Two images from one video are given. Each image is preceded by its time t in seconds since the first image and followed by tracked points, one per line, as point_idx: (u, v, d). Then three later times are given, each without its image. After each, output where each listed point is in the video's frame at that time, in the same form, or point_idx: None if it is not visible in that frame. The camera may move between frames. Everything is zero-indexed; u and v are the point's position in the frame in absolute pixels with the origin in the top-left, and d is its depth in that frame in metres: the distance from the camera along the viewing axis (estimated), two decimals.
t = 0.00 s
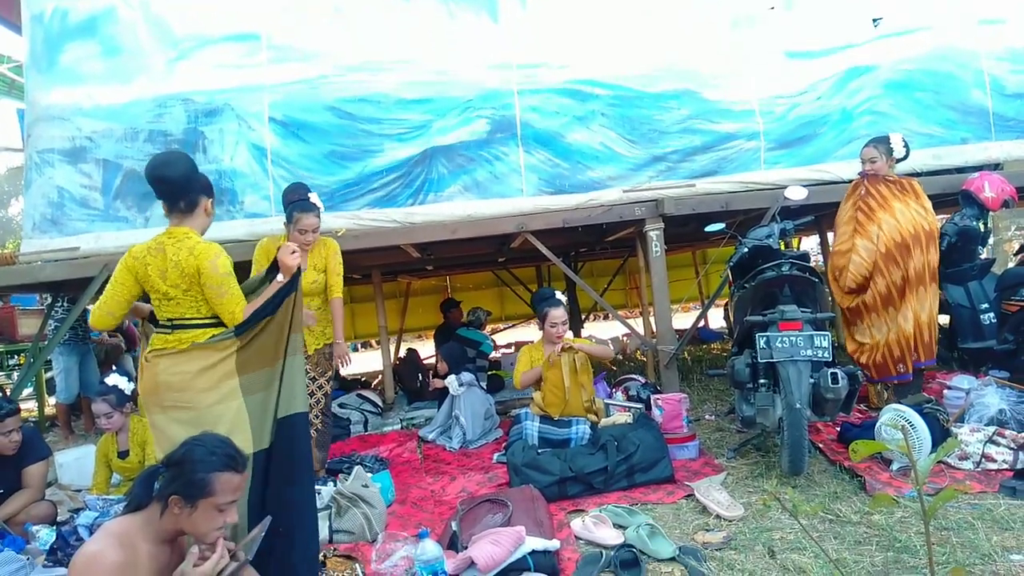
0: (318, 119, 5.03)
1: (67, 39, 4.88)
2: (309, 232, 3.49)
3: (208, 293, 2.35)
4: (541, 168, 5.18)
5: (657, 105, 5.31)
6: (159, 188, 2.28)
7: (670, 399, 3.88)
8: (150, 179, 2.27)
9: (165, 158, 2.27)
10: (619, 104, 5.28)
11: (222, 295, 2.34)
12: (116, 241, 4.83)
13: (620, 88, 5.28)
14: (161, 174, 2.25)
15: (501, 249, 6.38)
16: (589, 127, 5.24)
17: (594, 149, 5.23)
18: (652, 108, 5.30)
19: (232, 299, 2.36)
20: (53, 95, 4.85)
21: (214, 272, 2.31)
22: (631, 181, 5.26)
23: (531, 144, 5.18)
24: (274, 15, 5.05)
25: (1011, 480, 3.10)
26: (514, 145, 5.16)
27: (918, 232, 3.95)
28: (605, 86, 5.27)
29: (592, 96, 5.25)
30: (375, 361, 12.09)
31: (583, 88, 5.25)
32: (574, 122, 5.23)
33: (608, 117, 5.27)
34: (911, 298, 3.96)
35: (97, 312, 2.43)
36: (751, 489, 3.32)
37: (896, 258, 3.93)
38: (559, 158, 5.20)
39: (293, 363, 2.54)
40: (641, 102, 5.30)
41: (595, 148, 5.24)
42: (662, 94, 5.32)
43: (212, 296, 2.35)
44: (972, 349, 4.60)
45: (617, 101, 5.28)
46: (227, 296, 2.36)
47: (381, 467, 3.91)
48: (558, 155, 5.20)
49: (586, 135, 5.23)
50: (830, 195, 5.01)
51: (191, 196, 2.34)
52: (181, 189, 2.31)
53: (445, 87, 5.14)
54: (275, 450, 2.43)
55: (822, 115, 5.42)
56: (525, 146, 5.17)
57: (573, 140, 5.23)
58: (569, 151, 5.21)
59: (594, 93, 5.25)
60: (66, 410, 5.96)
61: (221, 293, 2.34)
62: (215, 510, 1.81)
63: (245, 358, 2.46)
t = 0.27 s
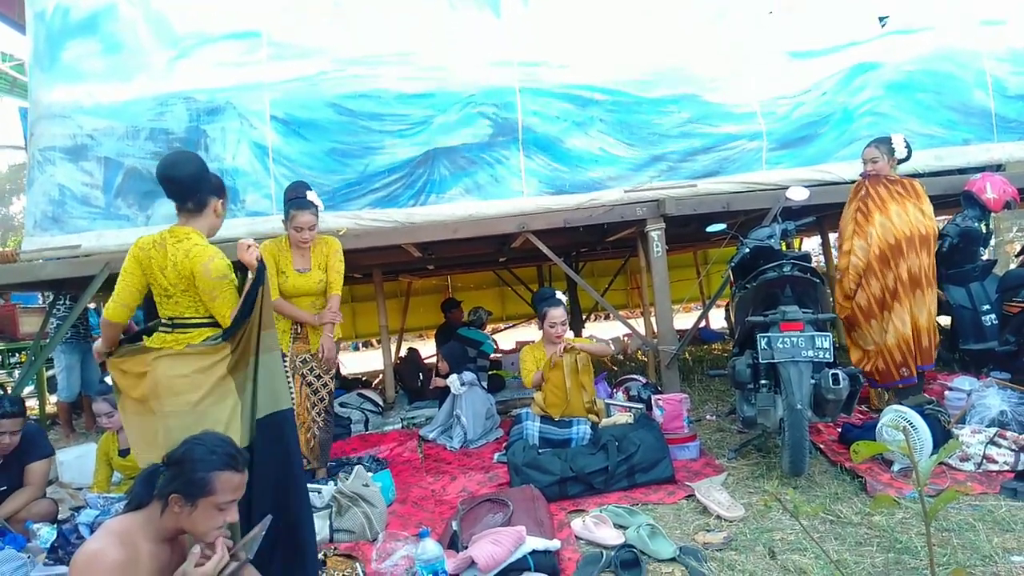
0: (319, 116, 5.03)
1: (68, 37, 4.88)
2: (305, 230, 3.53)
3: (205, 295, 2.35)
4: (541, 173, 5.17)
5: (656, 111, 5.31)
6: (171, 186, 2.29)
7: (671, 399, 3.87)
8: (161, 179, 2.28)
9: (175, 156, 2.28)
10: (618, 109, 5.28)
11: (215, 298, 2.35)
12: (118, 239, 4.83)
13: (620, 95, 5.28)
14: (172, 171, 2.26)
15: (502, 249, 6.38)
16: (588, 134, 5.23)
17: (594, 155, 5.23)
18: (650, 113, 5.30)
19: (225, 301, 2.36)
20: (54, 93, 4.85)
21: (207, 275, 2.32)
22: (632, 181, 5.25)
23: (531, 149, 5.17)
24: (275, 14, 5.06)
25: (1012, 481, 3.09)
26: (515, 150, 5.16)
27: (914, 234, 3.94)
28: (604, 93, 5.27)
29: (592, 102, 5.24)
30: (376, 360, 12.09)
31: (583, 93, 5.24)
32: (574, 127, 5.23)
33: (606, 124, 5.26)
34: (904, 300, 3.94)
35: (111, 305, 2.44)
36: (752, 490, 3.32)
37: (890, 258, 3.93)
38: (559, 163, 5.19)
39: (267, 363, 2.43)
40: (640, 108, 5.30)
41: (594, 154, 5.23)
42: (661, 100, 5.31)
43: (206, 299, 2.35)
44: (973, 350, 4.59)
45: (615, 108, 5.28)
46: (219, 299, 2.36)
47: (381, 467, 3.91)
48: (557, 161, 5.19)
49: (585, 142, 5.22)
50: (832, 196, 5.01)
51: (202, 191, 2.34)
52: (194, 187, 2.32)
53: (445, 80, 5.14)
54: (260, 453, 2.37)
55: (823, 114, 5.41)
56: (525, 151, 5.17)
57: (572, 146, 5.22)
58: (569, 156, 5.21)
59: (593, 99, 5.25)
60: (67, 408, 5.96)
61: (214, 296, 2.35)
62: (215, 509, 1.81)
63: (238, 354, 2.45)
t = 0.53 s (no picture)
0: (321, 121, 5.04)
1: (69, 39, 4.89)
2: (301, 232, 3.55)
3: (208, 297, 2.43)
4: (541, 177, 5.17)
5: (656, 116, 5.32)
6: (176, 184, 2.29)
7: (670, 403, 3.86)
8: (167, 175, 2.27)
9: (183, 155, 2.28)
10: (619, 116, 5.29)
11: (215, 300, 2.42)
12: (118, 242, 4.83)
13: (620, 102, 5.30)
14: (178, 169, 2.26)
15: (502, 252, 6.38)
16: (589, 139, 5.24)
17: (594, 159, 5.23)
18: (651, 118, 5.31)
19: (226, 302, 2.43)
20: (55, 95, 4.86)
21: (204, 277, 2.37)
22: (633, 185, 5.25)
23: (532, 155, 5.18)
24: (276, 17, 5.07)
25: (1012, 486, 3.09)
26: (516, 155, 5.17)
27: (914, 238, 3.94)
28: (605, 99, 5.28)
29: (592, 108, 5.25)
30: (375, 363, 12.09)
31: (583, 100, 5.25)
32: (574, 133, 5.24)
33: (607, 129, 5.27)
34: (905, 305, 3.94)
35: (138, 310, 2.50)
36: (752, 494, 3.31)
37: (889, 263, 3.93)
38: (559, 167, 5.20)
39: (244, 361, 2.22)
40: (640, 114, 5.31)
41: (595, 159, 5.24)
42: (661, 105, 5.33)
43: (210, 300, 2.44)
44: (973, 355, 4.58)
45: (617, 114, 5.29)
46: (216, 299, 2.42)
47: (381, 470, 3.90)
48: (557, 166, 5.20)
49: (586, 147, 5.23)
50: (832, 200, 5.01)
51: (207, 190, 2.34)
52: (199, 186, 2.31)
53: (447, 86, 5.16)
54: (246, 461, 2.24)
55: (823, 118, 5.42)
56: (526, 156, 5.17)
57: (573, 151, 5.23)
58: (569, 161, 5.21)
59: (593, 106, 5.26)
60: (66, 411, 5.95)
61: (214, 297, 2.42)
62: (212, 514, 1.81)
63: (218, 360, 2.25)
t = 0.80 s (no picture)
0: (321, 126, 5.06)
1: (71, 44, 4.91)
2: (289, 237, 3.51)
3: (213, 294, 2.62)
4: (542, 179, 5.18)
5: (657, 115, 5.33)
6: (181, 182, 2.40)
7: (671, 405, 3.86)
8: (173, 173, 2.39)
9: (188, 155, 2.40)
10: (618, 118, 5.30)
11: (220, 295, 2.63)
12: (119, 245, 4.84)
13: (620, 105, 5.30)
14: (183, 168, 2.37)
15: (502, 255, 6.38)
16: (589, 141, 5.25)
17: (595, 160, 5.24)
18: (651, 118, 5.32)
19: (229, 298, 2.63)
20: (57, 99, 4.88)
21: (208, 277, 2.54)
22: (633, 188, 5.25)
23: (531, 158, 5.19)
24: (277, 21, 5.09)
25: (1014, 488, 3.08)
26: (516, 158, 5.17)
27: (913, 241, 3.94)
28: (603, 104, 5.28)
29: (591, 112, 5.26)
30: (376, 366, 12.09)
31: (582, 104, 5.26)
32: (574, 136, 5.25)
33: (607, 131, 5.27)
34: (904, 307, 3.93)
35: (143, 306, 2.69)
36: (753, 496, 3.31)
37: (887, 266, 3.94)
38: (559, 169, 5.20)
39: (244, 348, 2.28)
40: (641, 114, 5.32)
41: (595, 159, 5.24)
42: (662, 104, 5.34)
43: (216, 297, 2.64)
44: (974, 356, 4.58)
45: (616, 117, 5.29)
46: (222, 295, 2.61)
47: (381, 473, 3.89)
48: (558, 167, 5.20)
49: (586, 149, 5.24)
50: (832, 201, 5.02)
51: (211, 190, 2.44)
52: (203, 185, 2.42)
53: (448, 91, 5.16)
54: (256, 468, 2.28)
55: (823, 120, 5.42)
56: (526, 159, 5.18)
57: (573, 153, 5.23)
58: (569, 163, 5.22)
59: (592, 110, 5.26)
60: (66, 414, 5.95)
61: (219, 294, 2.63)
62: (212, 518, 1.81)
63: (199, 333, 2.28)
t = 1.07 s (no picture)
0: (322, 126, 5.05)
1: (73, 44, 4.93)
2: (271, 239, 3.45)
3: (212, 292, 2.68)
4: (542, 178, 5.18)
5: (657, 114, 5.32)
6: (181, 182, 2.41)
7: (670, 406, 3.85)
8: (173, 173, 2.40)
9: (188, 154, 2.40)
10: (619, 117, 5.29)
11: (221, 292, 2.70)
12: (119, 243, 4.84)
13: (619, 104, 5.30)
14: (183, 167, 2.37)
15: (502, 254, 6.37)
16: (589, 139, 5.24)
17: (595, 159, 5.23)
18: (652, 117, 5.32)
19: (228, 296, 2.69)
20: (59, 99, 4.90)
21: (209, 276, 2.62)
22: (633, 188, 5.25)
23: (531, 157, 5.19)
24: (278, 21, 5.09)
25: (1013, 490, 3.08)
26: (515, 158, 5.17)
27: (913, 242, 3.94)
28: (603, 105, 5.27)
29: (591, 113, 5.25)
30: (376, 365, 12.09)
31: (582, 105, 5.25)
32: (574, 136, 5.24)
33: (607, 130, 5.27)
34: (904, 308, 3.93)
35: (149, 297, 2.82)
36: (752, 497, 3.31)
37: (890, 266, 3.94)
38: (559, 168, 5.20)
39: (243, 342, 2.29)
40: (641, 113, 5.32)
41: (595, 158, 5.24)
42: (663, 104, 5.33)
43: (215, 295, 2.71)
44: (974, 358, 4.57)
45: (617, 116, 5.29)
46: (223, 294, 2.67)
47: (380, 473, 3.88)
48: (558, 166, 5.20)
49: (586, 147, 5.24)
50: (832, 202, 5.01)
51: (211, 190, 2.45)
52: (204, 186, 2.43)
53: (449, 92, 5.16)
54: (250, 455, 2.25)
55: (823, 121, 5.42)
56: (526, 158, 5.18)
57: (573, 151, 5.23)
58: (569, 162, 5.22)
59: (592, 110, 5.26)
60: (66, 412, 5.95)
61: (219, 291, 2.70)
62: (209, 517, 1.81)
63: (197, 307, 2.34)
